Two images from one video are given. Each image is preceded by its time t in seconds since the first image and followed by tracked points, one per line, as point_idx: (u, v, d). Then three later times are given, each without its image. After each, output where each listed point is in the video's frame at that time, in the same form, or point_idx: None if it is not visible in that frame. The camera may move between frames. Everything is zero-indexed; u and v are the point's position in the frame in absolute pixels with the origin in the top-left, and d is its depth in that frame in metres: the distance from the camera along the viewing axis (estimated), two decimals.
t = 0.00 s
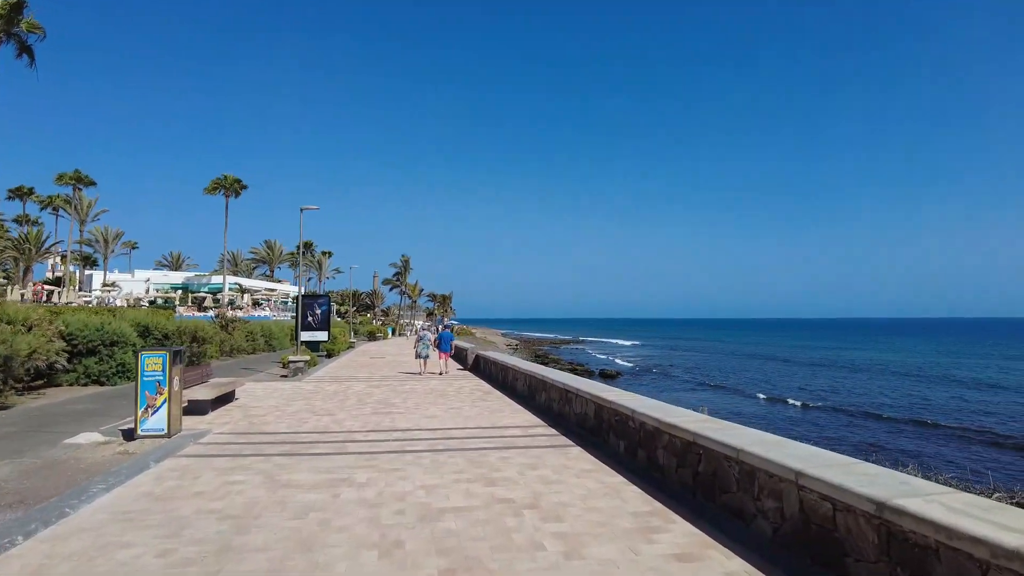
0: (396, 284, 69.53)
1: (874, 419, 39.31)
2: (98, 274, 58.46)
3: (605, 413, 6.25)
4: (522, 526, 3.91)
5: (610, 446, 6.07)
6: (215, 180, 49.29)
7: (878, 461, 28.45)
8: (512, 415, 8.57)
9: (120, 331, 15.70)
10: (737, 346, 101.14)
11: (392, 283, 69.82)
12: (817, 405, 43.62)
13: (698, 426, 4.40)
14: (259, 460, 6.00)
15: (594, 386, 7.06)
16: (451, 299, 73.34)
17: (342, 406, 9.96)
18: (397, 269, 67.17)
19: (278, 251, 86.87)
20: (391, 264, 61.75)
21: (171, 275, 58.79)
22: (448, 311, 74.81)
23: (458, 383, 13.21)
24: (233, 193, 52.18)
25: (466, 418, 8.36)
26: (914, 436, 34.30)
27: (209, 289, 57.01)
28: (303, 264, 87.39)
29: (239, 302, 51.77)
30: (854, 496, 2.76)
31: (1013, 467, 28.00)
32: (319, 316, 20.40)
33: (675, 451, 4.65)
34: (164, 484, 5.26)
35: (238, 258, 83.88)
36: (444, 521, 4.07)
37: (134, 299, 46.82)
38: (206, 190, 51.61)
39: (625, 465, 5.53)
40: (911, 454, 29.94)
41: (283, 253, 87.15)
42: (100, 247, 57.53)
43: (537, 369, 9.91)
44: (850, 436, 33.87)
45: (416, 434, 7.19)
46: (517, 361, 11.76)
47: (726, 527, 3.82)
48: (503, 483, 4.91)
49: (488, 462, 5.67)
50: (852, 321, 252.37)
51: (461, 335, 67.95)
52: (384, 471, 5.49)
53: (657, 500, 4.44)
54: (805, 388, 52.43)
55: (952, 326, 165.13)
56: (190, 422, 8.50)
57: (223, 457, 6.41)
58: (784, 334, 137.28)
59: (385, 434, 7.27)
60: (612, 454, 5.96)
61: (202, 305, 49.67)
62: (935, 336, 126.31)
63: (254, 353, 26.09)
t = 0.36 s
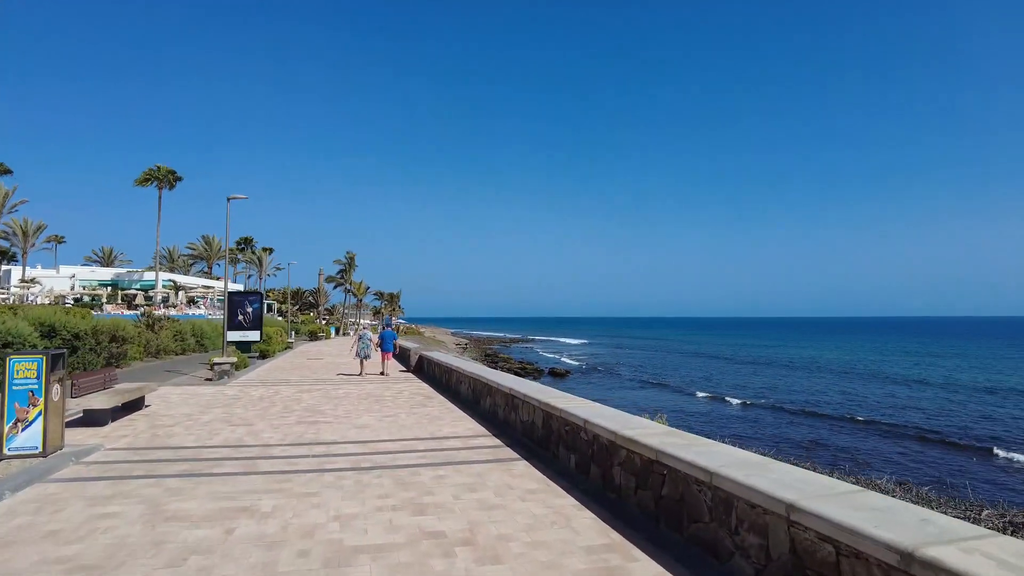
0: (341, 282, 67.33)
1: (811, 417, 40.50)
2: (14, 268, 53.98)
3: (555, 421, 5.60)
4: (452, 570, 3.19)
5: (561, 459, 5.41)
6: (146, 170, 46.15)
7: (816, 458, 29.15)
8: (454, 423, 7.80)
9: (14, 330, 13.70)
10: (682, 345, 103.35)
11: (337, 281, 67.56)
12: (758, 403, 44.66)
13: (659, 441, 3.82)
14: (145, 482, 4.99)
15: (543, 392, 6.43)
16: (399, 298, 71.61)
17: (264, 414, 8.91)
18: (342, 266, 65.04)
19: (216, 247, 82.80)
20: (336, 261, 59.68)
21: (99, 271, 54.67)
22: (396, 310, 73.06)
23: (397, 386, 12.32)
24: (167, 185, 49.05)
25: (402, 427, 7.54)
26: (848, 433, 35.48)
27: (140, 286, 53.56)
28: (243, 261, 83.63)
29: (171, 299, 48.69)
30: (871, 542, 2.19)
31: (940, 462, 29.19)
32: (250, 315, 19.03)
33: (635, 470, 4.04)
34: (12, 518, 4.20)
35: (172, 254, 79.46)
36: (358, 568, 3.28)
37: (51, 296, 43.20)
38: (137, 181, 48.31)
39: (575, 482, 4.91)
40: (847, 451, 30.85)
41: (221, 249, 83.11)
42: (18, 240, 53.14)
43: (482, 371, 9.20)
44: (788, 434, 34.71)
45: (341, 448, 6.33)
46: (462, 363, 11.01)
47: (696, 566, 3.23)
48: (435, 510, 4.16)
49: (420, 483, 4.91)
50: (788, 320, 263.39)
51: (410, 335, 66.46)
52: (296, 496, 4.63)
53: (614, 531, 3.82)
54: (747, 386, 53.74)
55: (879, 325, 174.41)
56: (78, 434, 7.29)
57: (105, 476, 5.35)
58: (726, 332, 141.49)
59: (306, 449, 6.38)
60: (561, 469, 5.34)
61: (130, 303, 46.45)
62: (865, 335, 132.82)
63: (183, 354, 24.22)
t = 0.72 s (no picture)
0: (316, 280, 65.91)
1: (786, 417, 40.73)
2: None
3: (538, 434, 4.97)
4: None
5: (546, 478, 4.78)
6: (112, 161, 44.30)
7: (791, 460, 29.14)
8: (426, 433, 7.10)
9: None
10: (659, 345, 103.79)
11: (312, 278, 66.04)
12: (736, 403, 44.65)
13: (670, 467, 3.22)
14: (55, 509, 4.16)
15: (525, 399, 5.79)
16: (376, 296, 70.40)
17: (218, 421, 8.06)
18: (317, 263, 63.68)
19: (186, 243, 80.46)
20: (310, 258, 58.32)
21: (62, 267, 52.44)
22: (373, 308, 71.84)
23: (367, 389, 11.56)
24: (134, 178, 47.20)
25: (369, 438, 6.80)
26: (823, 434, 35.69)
27: (105, 281, 51.53)
28: (215, 257, 81.40)
29: (138, 296, 46.87)
30: None
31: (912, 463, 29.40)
32: (213, 313, 18.04)
33: (638, 500, 3.42)
34: None
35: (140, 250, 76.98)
36: None
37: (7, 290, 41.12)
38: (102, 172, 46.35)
39: (565, 508, 4.28)
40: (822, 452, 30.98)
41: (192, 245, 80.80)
42: None
43: (458, 374, 8.52)
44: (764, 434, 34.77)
45: (296, 465, 5.57)
46: (436, 365, 10.31)
47: None
48: (399, 549, 3.46)
49: (384, 511, 4.21)
50: (763, 320, 267.54)
51: (386, 333, 65.37)
52: (234, 529, 3.86)
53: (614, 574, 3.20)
54: (723, 386, 53.97)
55: (850, 325, 178.02)
56: None
57: (10, 498, 4.49)
58: (702, 332, 142.86)
59: (256, 464, 5.61)
60: (547, 490, 4.71)
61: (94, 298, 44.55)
62: (836, 335, 135.25)
63: (145, 353, 22.97)
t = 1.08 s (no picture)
0: (307, 278, 65.03)
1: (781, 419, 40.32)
2: None
3: (545, 454, 4.32)
4: None
5: (555, 506, 4.13)
6: (99, 156, 43.31)
7: (789, 465, 28.59)
8: (416, 446, 6.39)
9: None
10: (653, 344, 103.47)
11: (304, 276, 65.16)
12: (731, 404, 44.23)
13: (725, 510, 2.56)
14: None
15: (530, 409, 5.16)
16: (368, 295, 69.48)
17: (187, 431, 7.29)
18: (308, 261, 62.81)
19: (176, 240, 79.34)
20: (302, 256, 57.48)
21: (47, 263, 51.29)
22: (366, 306, 71.04)
23: (353, 393, 10.86)
24: (122, 174, 46.22)
25: (352, 452, 6.08)
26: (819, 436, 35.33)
27: (91, 279, 50.49)
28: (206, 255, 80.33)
29: (124, 294, 45.87)
30: None
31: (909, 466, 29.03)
32: (196, 311, 17.15)
33: (679, 547, 2.77)
34: None
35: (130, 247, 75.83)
36: None
37: None
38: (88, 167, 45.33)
39: (579, 544, 3.63)
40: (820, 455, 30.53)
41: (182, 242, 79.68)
42: None
43: (452, 379, 7.88)
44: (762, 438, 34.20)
45: (265, 486, 4.85)
46: (428, 368, 9.64)
47: None
48: None
49: (364, 550, 3.50)
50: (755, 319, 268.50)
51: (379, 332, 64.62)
52: None
53: None
54: (717, 386, 53.57)
55: (842, 326, 178.84)
56: None
57: None
58: (696, 332, 142.75)
59: (219, 484, 4.87)
60: (557, 519, 4.06)
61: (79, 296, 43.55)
62: (829, 335, 135.59)
63: (127, 352, 22.10)
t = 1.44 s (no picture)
0: (302, 276, 64.18)
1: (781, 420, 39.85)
2: None
3: (566, 477, 3.69)
4: None
5: (578, 541, 3.49)
6: (88, 151, 42.38)
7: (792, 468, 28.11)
8: (413, 460, 5.71)
9: None
10: (651, 344, 102.96)
11: (299, 274, 64.34)
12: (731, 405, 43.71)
13: None
14: None
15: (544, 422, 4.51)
16: (364, 294, 68.66)
17: (160, 441, 6.56)
18: (304, 259, 61.94)
19: (170, 238, 78.25)
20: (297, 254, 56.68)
21: (37, 260, 50.23)
22: (362, 305, 70.22)
23: (344, 397, 10.16)
24: (113, 170, 45.25)
25: (341, 469, 5.39)
26: (818, 438, 34.92)
27: (81, 276, 49.54)
28: (200, 252, 79.41)
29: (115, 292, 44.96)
30: None
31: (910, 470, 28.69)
32: (181, 309, 16.41)
33: None
34: None
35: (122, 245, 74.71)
36: None
37: None
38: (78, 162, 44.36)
39: None
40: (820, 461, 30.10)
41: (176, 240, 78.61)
42: None
43: (452, 384, 7.24)
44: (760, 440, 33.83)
45: (239, 513, 4.15)
46: (425, 370, 9.02)
47: None
48: None
49: None
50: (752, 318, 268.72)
51: (375, 331, 63.85)
52: None
53: None
54: (716, 386, 52.99)
55: (838, 325, 179.07)
56: None
57: None
58: (692, 332, 142.41)
59: (184, 510, 4.17)
60: (580, 556, 3.42)
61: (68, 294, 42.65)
62: (825, 334, 135.42)
63: (112, 352, 21.34)
